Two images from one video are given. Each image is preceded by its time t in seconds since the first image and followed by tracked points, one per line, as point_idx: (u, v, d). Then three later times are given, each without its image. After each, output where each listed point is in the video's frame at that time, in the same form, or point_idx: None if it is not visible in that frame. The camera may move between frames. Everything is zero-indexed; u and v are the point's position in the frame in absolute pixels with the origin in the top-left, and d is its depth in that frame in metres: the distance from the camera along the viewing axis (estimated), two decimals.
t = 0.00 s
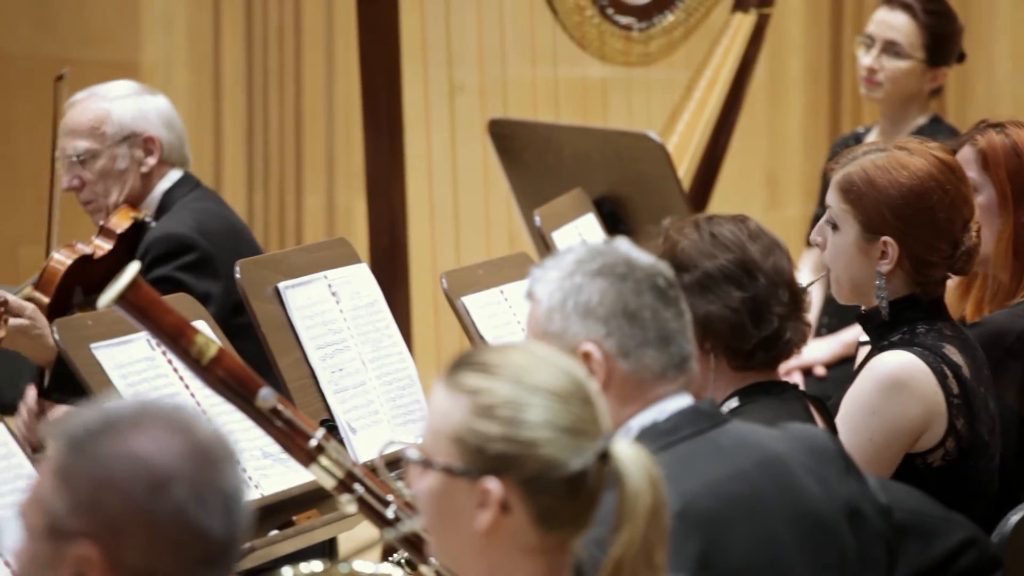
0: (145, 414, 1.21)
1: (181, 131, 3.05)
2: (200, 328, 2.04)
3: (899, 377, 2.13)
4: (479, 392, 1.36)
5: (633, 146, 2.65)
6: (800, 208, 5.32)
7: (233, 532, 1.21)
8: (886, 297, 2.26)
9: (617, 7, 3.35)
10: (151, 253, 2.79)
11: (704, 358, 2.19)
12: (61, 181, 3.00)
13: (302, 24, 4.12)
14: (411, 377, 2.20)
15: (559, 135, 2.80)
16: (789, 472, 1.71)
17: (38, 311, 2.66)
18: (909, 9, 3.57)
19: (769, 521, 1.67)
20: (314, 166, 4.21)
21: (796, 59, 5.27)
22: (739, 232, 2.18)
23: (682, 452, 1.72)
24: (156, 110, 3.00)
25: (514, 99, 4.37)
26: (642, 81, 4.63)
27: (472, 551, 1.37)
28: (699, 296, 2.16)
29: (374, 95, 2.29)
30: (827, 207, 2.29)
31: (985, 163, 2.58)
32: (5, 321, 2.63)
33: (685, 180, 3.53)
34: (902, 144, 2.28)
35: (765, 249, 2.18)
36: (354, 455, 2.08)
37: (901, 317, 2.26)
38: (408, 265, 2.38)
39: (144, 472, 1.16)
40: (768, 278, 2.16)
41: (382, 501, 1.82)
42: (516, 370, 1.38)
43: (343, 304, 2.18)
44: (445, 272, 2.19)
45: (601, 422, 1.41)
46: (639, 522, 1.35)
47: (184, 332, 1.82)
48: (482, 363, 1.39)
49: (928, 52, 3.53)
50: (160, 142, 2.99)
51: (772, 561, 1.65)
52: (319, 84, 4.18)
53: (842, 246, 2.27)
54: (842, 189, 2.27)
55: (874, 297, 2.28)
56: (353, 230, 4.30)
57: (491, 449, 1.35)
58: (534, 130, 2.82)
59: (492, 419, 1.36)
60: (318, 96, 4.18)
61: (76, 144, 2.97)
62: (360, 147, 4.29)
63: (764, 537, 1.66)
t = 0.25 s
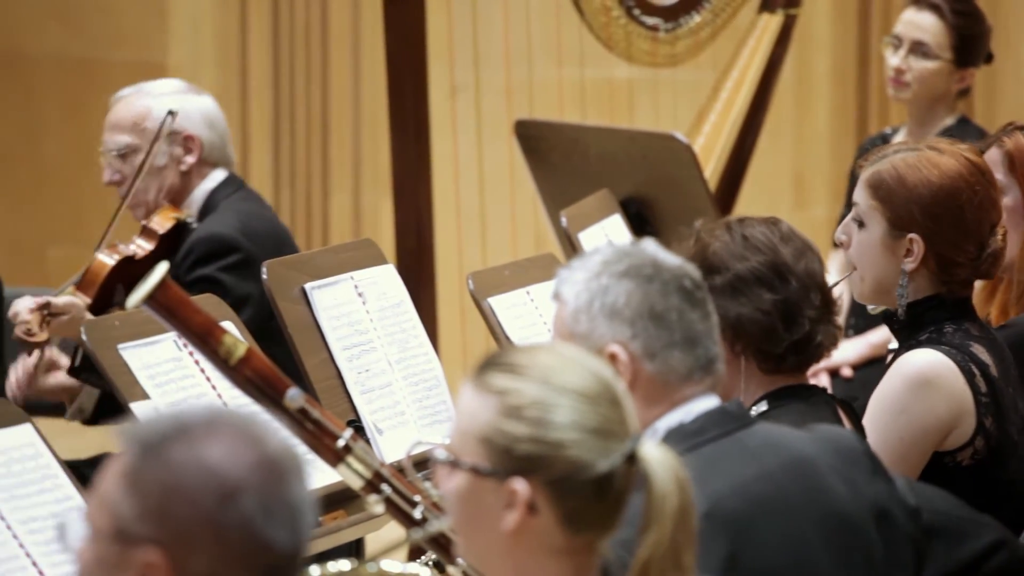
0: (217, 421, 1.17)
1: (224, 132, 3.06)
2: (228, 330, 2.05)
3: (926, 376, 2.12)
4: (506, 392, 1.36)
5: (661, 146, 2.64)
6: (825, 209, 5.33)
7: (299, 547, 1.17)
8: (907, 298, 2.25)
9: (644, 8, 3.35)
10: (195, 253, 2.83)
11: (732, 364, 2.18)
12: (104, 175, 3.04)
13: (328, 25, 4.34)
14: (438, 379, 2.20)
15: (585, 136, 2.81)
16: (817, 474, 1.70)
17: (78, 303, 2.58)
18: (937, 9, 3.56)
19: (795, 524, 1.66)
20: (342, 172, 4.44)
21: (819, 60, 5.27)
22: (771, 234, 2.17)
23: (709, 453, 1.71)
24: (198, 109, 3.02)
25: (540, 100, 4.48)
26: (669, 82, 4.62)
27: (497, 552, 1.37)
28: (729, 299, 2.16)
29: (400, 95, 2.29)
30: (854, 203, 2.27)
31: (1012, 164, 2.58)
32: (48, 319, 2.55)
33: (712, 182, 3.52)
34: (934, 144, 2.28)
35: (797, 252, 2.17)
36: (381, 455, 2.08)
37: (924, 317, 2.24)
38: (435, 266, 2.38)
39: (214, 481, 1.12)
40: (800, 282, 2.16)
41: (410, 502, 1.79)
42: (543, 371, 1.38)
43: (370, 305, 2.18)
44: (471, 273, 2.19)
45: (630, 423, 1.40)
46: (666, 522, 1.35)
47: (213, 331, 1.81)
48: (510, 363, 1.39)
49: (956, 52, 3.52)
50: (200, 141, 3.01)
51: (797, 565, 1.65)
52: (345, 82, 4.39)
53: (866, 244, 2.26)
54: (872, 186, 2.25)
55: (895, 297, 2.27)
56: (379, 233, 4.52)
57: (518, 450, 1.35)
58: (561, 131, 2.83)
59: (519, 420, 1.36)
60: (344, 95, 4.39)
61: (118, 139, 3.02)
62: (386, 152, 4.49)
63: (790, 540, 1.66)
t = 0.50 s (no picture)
0: (261, 427, 1.17)
1: (279, 138, 3.05)
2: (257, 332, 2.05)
3: (957, 372, 2.11)
4: (534, 394, 1.37)
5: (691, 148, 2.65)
6: (855, 211, 5.37)
7: (340, 555, 1.16)
8: (944, 290, 2.24)
9: (673, 9, 3.38)
10: (251, 254, 2.84)
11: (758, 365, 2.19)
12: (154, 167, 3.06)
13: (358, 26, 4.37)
14: (466, 380, 2.20)
15: (614, 138, 2.80)
16: (847, 476, 1.69)
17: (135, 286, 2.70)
18: (966, 10, 3.55)
19: (826, 527, 1.65)
20: (371, 172, 4.46)
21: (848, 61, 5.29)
22: (795, 235, 2.18)
23: (738, 456, 1.71)
24: (254, 112, 3.02)
25: (570, 101, 4.49)
26: (699, 82, 4.74)
27: (527, 553, 1.38)
28: (754, 300, 2.16)
29: (429, 96, 2.29)
30: (882, 205, 2.29)
31: None
32: (109, 301, 2.70)
33: (741, 183, 3.57)
34: (958, 139, 2.30)
35: (820, 253, 2.18)
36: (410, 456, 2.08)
37: (953, 316, 2.23)
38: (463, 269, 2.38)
39: (255, 488, 1.12)
40: (823, 283, 2.15)
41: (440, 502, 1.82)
42: (571, 372, 1.38)
43: (398, 306, 2.18)
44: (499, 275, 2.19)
45: (657, 424, 1.41)
46: (696, 524, 1.34)
47: (244, 331, 1.77)
48: (538, 365, 1.39)
49: (985, 53, 3.51)
50: (251, 143, 3.00)
51: (828, 567, 1.64)
52: (374, 81, 4.42)
53: (896, 241, 2.27)
54: (896, 183, 2.27)
55: (931, 290, 2.27)
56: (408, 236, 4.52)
57: (546, 451, 1.36)
58: (587, 132, 2.83)
59: (547, 422, 1.37)
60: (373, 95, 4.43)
61: (172, 132, 3.04)
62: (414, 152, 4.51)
63: (821, 543, 1.65)
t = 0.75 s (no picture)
0: (281, 430, 1.16)
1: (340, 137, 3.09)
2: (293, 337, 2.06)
3: (991, 373, 2.10)
4: (568, 399, 1.37)
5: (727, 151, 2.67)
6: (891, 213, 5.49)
7: (361, 559, 1.15)
8: (974, 295, 2.24)
9: (707, 13, 3.38)
10: (295, 251, 2.84)
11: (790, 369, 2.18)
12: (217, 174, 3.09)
13: (392, 28, 4.42)
14: (501, 384, 2.20)
15: (650, 141, 2.84)
16: (881, 480, 1.69)
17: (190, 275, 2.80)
18: (1003, 14, 3.43)
19: (859, 532, 1.65)
20: (407, 176, 4.48)
21: (884, 64, 5.40)
22: (824, 240, 2.19)
23: (773, 461, 1.70)
24: (317, 115, 3.05)
25: (605, 106, 4.60)
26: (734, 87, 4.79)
27: (561, 558, 1.37)
28: (784, 305, 2.16)
29: (463, 100, 2.30)
30: (912, 213, 2.29)
31: None
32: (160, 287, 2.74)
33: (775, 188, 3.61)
34: (985, 143, 2.30)
35: (850, 257, 2.18)
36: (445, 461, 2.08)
37: (988, 319, 2.21)
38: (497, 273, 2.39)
39: (274, 490, 1.11)
40: (854, 286, 2.16)
41: (474, 508, 1.82)
42: (604, 378, 1.38)
43: (433, 310, 2.19)
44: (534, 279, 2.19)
45: (692, 430, 1.41)
46: (730, 529, 1.37)
47: (277, 338, 1.76)
48: (572, 370, 1.39)
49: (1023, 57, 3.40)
50: (316, 146, 3.03)
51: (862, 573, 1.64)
52: (409, 82, 4.45)
53: (928, 248, 2.26)
54: (925, 190, 2.27)
55: (962, 296, 2.26)
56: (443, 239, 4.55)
57: (580, 456, 1.36)
58: (623, 136, 2.86)
59: (580, 427, 1.36)
60: (408, 96, 4.46)
61: (234, 139, 3.06)
62: (449, 153, 4.53)
63: (854, 548, 1.64)
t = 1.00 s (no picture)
0: (290, 435, 1.10)
1: (380, 144, 3.11)
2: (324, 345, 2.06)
3: (1013, 387, 2.09)
4: (598, 409, 1.37)
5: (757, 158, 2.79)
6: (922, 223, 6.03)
7: (376, 564, 1.08)
8: (999, 306, 2.22)
9: (739, 21, 3.37)
10: (329, 258, 2.85)
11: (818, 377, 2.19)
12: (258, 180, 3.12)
13: (424, 32, 4.47)
14: (533, 393, 2.21)
15: (682, 150, 2.94)
16: (913, 488, 1.68)
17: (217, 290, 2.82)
18: None
19: (890, 541, 1.64)
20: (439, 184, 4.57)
21: (918, 74, 5.92)
22: (851, 247, 2.17)
23: (805, 470, 1.69)
24: (358, 122, 3.08)
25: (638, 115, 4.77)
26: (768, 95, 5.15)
27: (594, 568, 1.37)
28: (811, 312, 2.16)
29: (496, 109, 2.31)
30: (934, 226, 2.29)
31: None
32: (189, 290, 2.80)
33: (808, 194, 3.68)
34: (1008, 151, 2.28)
35: (877, 263, 2.17)
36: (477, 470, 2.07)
37: (1014, 329, 2.19)
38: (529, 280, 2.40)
39: (283, 494, 1.05)
40: (880, 293, 2.14)
41: (506, 517, 1.80)
42: (635, 388, 1.38)
43: (465, 318, 2.19)
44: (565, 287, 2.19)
45: (723, 437, 1.41)
46: (762, 538, 1.35)
47: (309, 347, 1.73)
48: (602, 380, 1.39)
49: None
50: (356, 153, 3.05)
51: None
52: (441, 90, 4.51)
53: (951, 260, 2.26)
54: (947, 203, 2.27)
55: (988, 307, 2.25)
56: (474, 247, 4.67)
57: (611, 466, 1.35)
58: (656, 145, 2.96)
59: (611, 437, 1.36)
60: (440, 102, 4.51)
61: (276, 145, 3.09)
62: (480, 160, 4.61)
63: (885, 557, 1.64)
